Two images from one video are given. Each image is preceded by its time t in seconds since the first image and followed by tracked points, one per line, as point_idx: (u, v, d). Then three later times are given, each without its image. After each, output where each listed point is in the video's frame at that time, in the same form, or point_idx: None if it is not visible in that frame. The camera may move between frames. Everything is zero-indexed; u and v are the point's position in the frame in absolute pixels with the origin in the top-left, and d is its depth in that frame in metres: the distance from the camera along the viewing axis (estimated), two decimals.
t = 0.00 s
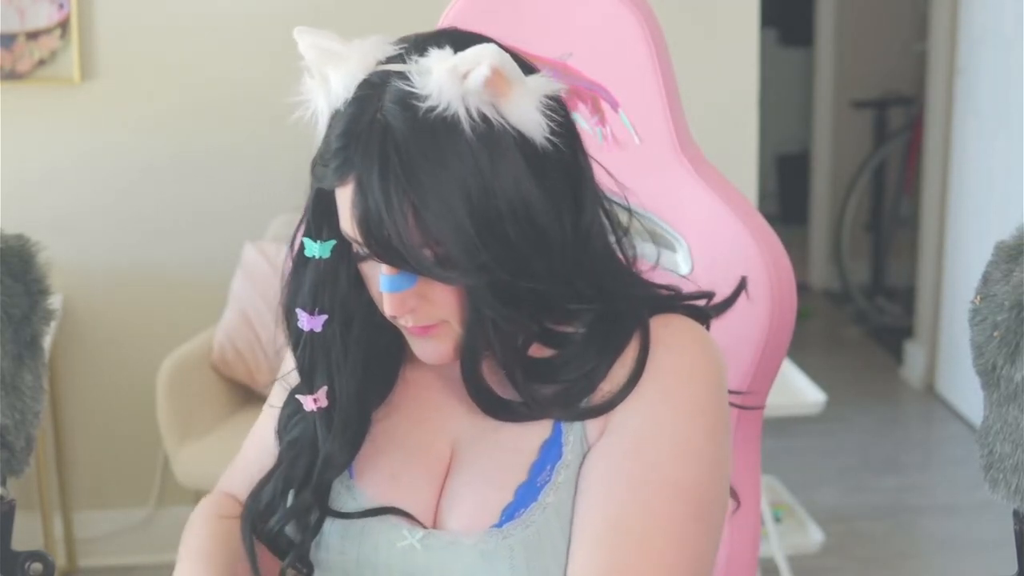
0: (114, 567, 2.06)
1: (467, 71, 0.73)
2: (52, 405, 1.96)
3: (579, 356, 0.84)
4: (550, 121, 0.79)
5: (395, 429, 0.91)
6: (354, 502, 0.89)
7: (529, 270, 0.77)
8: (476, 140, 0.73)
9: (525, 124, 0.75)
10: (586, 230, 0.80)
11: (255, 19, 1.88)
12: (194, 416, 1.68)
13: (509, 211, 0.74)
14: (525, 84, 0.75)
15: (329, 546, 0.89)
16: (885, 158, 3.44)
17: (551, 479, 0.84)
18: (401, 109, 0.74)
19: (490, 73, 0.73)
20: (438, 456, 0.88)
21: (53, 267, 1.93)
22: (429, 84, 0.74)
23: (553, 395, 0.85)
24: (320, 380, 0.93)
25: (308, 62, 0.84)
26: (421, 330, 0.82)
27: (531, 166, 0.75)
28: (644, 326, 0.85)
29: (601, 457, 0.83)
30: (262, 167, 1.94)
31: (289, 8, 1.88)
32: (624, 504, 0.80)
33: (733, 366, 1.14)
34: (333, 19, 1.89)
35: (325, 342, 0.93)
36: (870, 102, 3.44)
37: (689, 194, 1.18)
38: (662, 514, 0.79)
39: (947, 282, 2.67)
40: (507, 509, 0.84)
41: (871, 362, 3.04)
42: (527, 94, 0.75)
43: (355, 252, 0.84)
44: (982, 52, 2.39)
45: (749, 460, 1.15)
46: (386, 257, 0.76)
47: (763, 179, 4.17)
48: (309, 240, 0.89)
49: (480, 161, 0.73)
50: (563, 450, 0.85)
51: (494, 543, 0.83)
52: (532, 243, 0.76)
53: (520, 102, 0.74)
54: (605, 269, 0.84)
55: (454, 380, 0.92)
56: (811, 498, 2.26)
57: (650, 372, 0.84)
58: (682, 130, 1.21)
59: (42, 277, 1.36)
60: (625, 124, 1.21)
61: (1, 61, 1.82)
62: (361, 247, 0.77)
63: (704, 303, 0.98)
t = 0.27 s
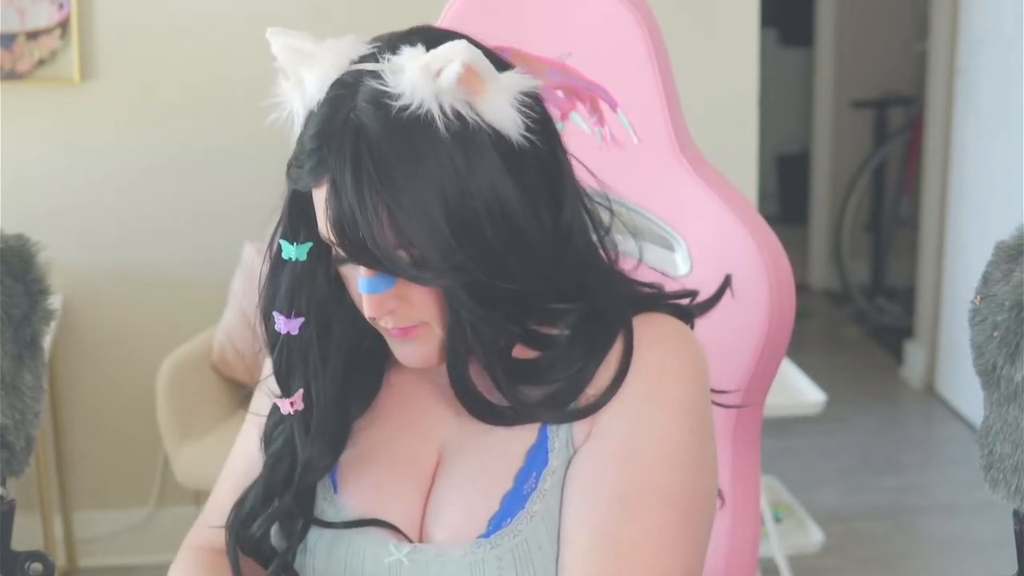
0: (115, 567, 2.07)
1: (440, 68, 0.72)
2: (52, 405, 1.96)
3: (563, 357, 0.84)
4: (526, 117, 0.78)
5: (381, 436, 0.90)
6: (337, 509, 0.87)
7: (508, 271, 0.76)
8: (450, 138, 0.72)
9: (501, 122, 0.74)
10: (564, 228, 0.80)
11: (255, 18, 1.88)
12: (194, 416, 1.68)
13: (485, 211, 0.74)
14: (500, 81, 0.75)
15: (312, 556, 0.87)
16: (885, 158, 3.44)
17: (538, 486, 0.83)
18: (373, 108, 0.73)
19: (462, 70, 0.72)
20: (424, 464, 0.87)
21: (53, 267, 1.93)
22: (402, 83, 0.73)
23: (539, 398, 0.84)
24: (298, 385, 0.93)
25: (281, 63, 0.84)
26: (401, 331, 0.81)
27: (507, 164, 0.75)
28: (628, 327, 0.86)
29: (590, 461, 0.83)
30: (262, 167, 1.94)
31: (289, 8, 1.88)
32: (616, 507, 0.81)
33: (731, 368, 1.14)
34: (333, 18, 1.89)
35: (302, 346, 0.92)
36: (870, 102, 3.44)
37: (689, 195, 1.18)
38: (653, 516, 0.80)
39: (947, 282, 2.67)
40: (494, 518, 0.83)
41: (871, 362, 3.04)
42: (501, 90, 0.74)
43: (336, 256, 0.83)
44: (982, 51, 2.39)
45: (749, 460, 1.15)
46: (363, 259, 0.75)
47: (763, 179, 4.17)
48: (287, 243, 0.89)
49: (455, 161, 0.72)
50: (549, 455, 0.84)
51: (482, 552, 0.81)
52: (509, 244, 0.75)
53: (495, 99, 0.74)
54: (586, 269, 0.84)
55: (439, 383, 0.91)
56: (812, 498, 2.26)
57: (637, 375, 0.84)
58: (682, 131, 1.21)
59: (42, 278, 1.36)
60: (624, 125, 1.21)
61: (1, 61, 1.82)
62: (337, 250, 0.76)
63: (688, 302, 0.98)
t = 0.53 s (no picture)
0: (115, 567, 2.06)
1: (441, 60, 0.72)
2: (52, 405, 1.95)
3: (563, 358, 0.84)
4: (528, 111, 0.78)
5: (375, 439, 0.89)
6: (335, 509, 0.87)
7: (510, 264, 0.76)
8: (451, 130, 0.72)
9: (502, 115, 0.74)
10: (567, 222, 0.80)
11: (255, 18, 1.88)
12: (194, 416, 1.68)
13: (487, 203, 0.73)
14: (502, 74, 0.75)
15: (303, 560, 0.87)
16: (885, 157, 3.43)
17: (537, 492, 0.83)
18: (374, 99, 0.72)
19: (464, 62, 0.72)
20: (418, 467, 0.87)
21: (53, 267, 1.93)
22: (403, 74, 0.73)
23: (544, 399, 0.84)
24: (299, 380, 0.92)
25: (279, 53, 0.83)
26: (399, 326, 0.81)
27: (509, 157, 0.74)
28: (629, 334, 0.86)
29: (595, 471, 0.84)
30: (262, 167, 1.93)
31: (289, 8, 1.88)
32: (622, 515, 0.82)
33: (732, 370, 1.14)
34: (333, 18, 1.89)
35: (302, 341, 0.92)
36: (870, 102, 3.44)
37: (688, 195, 1.18)
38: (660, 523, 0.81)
39: (947, 282, 2.67)
40: (492, 524, 0.82)
41: (871, 362, 3.04)
42: (502, 83, 0.74)
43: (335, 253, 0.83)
44: (982, 52, 2.39)
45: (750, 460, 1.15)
46: (363, 251, 0.75)
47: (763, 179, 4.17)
48: (286, 236, 0.88)
49: (456, 153, 0.72)
50: (550, 461, 0.84)
51: (480, 557, 0.81)
52: (511, 237, 0.75)
53: (496, 92, 0.74)
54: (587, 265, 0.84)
55: (436, 384, 0.91)
56: (811, 498, 2.26)
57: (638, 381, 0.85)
58: (682, 130, 1.21)
59: (42, 278, 1.36)
60: (624, 124, 1.21)
61: (1, 61, 1.82)
62: (337, 242, 0.76)
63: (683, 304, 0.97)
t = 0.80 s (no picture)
0: (115, 566, 2.07)
1: (423, 54, 0.72)
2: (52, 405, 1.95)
3: (561, 367, 0.84)
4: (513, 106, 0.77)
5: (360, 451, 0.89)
6: (321, 518, 0.86)
7: (495, 262, 0.76)
8: (433, 125, 0.72)
9: (486, 110, 0.73)
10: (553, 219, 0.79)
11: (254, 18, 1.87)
12: (194, 416, 1.67)
13: (469, 200, 0.73)
14: (486, 68, 0.74)
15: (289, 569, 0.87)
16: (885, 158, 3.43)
17: (535, 505, 0.83)
18: (355, 95, 0.72)
19: (446, 56, 0.71)
20: (408, 478, 0.86)
21: (53, 267, 1.93)
22: (385, 70, 0.73)
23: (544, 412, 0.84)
24: (283, 385, 0.92)
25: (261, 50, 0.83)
26: (383, 328, 0.80)
27: (493, 153, 0.74)
28: (629, 349, 0.86)
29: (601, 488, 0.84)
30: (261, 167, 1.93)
31: (288, 7, 1.87)
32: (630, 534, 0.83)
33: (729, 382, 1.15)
34: (332, 18, 1.89)
35: (285, 344, 0.92)
36: (871, 102, 3.43)
37: (688, 194, 1.19)
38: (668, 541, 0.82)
39: (947, 283, 2.67)
40: (487, 535, 0.82)
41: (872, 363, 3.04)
42: (486, 77, 0.74)
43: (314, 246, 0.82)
44: (982, 52, 2.39)
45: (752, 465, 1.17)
46: (344, 253, 0.75)
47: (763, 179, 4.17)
48: (268, 238, 0.88)
49: (438, 149, 0.72)
50: (549, 473, 0.83)
51: (472, 568, 0.81)
52: (496, 234, 0.75)
53: (481, 87, 0.73)
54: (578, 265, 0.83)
55: (420, 392, 0.90)
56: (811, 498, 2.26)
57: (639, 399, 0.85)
58: (683, 130, 1.21)
59: (42, 278, 1.35)
60: (625, 124, 1.22)
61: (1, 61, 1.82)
62: (320, 242, 0.76)
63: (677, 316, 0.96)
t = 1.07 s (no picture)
0: (115, 567, 2.06)
1: (395, 65, 0.70)
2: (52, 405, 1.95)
3: (551, 380, 0.84)
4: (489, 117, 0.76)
5: (345, 464, 0.88)
6: (301, 534, 0.86)
7: (471, 278, 0.74)
8: (406, 138, 0.71)
9: (462, 121, 0.72)
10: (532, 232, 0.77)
11: (254, 18, 1.87)
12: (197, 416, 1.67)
13: (444, 214, 0.71)
14: (461, 78, 0.73)
15: None
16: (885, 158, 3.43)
17: (526, 520, 0.82)
18: (325, 108, 0.71)
19: (419, 67, 0.70)
20: (394, 493, 0.85)
21: (52, 267, 1.93)
22: (356, 82, 0.71)
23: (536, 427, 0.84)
24: (259, 403, 0.91)
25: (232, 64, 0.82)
26: (361, 343, 0.79)
27: (468, 166, 0.72)
28: (621, 360, 0.85)
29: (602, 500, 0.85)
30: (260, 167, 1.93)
31: (288, 7, 1.87)
32: (630, 545, 0.84)
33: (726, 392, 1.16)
34: (333, 18, 1.89)
35: (261, 359, 0.90)
36: (870, 102, 3.43)
37: (690, 194, 1.18)
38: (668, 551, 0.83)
39: (948, 283, 2.67)
40: (476, 550, 0.82)
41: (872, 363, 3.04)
42: (461, 86, 0.72)
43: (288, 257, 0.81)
44: (983, 51, 2.39)
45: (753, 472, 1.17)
46: (317, 270, 0.73)
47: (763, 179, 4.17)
48: (241, 252, 0.86)
49: (410, 162, 0.70)
50: (542, 489, 0.83)
51: None
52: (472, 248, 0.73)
53: (456, 96, 0.72)
54: (559, 276, 0.82)
55: (404, 406, 0.89)
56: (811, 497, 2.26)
57: (632, 413, 0.85)
58: (686, 130, 1.21)
59: (42, 278, 1.35)
60: (629, 125, 1.22)
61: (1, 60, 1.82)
62: (292, 260, 0.74)
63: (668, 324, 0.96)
